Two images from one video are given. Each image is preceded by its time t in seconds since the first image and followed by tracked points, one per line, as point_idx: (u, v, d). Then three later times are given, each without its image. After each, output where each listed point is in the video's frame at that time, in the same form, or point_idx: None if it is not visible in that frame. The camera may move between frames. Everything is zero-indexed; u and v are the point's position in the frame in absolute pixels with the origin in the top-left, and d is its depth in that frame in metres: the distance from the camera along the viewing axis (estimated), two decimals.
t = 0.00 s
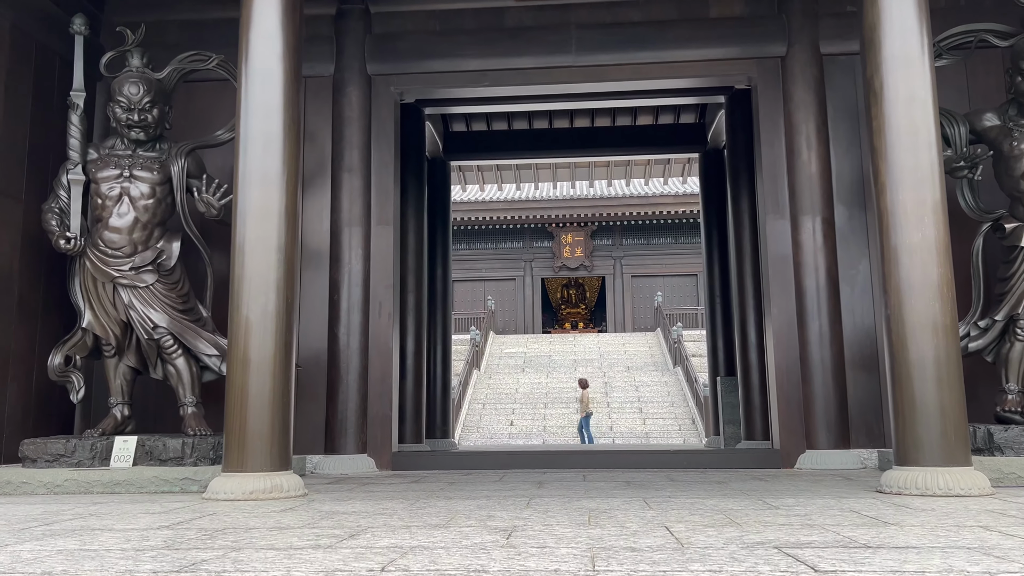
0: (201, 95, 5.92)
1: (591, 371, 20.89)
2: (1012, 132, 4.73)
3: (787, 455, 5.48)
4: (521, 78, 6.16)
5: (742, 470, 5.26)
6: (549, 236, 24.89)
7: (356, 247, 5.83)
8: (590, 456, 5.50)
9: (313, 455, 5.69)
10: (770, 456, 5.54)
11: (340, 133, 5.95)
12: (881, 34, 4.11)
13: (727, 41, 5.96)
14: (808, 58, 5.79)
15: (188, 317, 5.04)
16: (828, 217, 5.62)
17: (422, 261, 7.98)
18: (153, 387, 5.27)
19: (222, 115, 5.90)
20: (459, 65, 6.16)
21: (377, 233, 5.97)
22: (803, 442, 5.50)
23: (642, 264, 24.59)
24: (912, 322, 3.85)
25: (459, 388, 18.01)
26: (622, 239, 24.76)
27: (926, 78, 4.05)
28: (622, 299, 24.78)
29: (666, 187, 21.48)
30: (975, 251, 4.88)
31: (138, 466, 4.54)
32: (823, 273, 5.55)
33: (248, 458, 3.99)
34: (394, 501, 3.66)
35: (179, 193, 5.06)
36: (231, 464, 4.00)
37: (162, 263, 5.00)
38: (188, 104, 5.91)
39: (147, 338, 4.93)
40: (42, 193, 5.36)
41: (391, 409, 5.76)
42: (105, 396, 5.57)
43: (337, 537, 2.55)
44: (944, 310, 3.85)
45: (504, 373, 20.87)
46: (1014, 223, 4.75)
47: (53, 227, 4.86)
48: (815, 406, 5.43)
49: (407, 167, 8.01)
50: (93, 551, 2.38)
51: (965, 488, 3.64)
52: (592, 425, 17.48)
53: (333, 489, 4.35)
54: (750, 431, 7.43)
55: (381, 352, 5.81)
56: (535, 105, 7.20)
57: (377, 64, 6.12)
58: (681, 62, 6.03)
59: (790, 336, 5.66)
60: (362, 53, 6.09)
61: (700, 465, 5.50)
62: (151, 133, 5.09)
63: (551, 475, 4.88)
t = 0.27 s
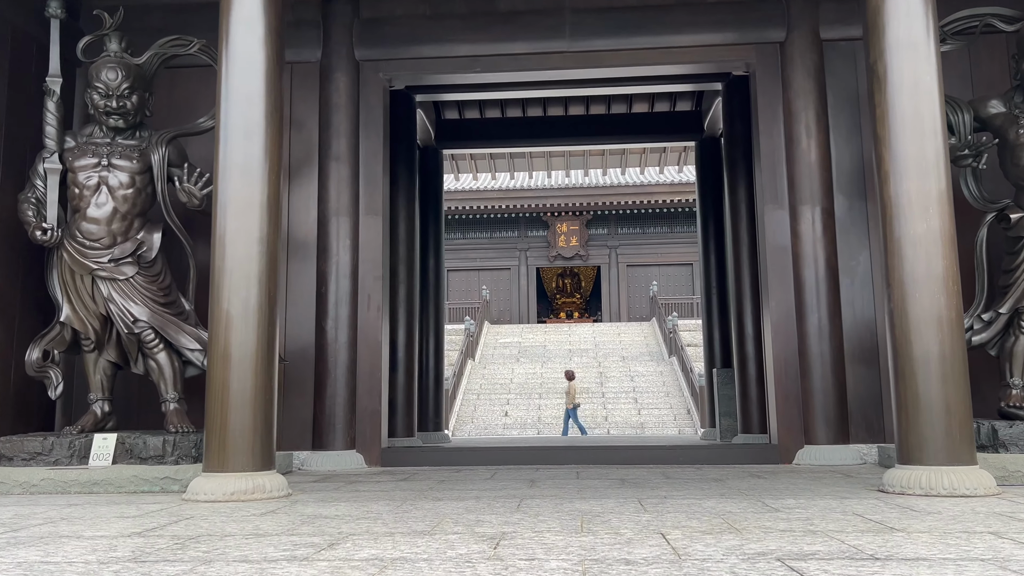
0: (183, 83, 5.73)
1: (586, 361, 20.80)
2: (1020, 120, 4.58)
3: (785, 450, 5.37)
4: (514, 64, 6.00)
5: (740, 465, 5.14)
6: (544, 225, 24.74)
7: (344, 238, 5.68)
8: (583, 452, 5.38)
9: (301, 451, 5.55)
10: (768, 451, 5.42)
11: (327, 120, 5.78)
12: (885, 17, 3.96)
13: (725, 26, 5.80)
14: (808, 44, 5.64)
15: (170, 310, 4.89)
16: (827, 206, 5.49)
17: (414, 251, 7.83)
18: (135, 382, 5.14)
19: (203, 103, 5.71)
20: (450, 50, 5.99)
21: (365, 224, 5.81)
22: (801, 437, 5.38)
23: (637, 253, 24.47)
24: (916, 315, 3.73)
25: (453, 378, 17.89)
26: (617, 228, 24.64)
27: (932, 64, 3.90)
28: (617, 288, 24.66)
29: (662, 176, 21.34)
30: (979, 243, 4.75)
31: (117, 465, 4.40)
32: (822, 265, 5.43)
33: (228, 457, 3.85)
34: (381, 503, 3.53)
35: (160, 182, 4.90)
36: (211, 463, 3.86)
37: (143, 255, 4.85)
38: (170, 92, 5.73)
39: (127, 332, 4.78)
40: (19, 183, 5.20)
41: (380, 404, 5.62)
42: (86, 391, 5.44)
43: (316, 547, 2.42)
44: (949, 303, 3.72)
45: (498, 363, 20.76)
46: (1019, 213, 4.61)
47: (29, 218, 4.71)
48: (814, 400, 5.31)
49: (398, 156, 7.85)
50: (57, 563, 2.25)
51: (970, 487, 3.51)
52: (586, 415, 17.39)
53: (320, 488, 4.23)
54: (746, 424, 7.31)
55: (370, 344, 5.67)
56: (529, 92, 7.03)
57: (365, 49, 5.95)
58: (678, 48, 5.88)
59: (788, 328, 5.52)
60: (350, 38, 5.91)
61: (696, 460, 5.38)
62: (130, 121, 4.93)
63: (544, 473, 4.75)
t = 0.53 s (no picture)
0: (166, 75, 5.58)
1: (581, 351, 20.69)
2: None
3: (784, 451, 5.25)
4: (508, 54, 5.83)
5: (739, 467, 5.02)
6: (538, 215, 24.59)
7: (332, 233, 5.53)
8: (577, 453, 5.26)
9: (289, 453, 5.42)
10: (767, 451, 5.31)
11: (315, 112, 5.62)
12: (891, 7, 3.82)
13: (724, 15, 5.64)
14: (808, 33, 5.50)
15: (152, 310, 4.74)
16: (828, 201, 5.35)
17: (406, 245, 7.69)
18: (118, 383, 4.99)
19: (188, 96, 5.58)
20: (441, 40, 5.82)
21: (354, 219, 5.66)
22: (800, 437, 5.27)
23: (632, 243, 24.34)
24: (923, 317, 3.61)
25: (447, 370, 17.76)
26: (612, 218, 24.50)
27: (939, 56, 3.76)
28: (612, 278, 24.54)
29: (657, 165, 21.20)
30: (985, 239, 4.63)
31: (97, 470, 4.26)
32: (823, 261, 5.30)
33: (211, 464, 3.71)
34: (369, 513, 3.40)
35: (141, 177, 4.74)
36: (193, 471, 3.73)
37: (123, 252, 4.69)
38: (153, 84, 5.58)
39: (108, 333, 4.62)
40: None
41: (370, 404, 5.49)
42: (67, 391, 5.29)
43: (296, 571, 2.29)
44: (956, 304, 3.60)
45: (493, 354, 20.64)
46: None
47: (4, 214, 4.55)
48: (814, 400, 5.20)
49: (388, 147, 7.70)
50: None
51: (977, 495, 3.41)
52: (581, 406, 17.29)
53: (307, 494, 4.10)
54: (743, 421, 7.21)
55: (359, 343, 5.53)
56: (522, 82, 6.87)
57: (353, 39, 5.78)
58: (675, 37, 5.72)
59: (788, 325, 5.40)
60: (338, 27, 5.74)
61: (694, 461, 5.26)
62: (109, 113, 4.76)
63: (538, 476, 4.63)
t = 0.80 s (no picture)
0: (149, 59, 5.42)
1: (575, 341, 20.61)
2: None
3: (784, 446, 5.14)
4: (501, 37, 5.67)
5: (737, 462, 4.91)
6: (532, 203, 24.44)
7: (320, 223, 5.38)
8: (572, 449, 5.14)
9: (278, 448, 5.29)
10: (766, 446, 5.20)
11: (303, 98, 5.47)
12: None
13: None
14: (809, 18, 5.35)
15: (134, 303, 4.59)
16: (829, 190, 5.22)
17: (398, 235, 7.55)
18: (100, 377, 4.85)
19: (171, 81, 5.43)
20: (433, 24, 5.66)
21: (344, 209, 5.51)
22: (800, 431, 5.16)
23: (626, 232, 24.23)
24: (931, 311, 3.49)
25: (440, 359, 17.65)
26: (606, 207, 24.38)
27: (949, 40, 3.62)
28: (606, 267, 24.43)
29: (652, 154, 21.06)
30: (991, 230, 4.51)
31: (77, 468, 4.12)
32: (824, 251, 5.18)
33: (193, 464, 3.58)
34: (356, 515, 3.28)
35: (123, 165, 4.57)
36: (175, 471, 3.59)
37: (103, 243, 4.54)
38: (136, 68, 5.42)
39: (88, 326, 4.48)
40: None
41: (360, 399, 5.36)
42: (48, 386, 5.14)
43: None
44: (965, 298, 3.48)
45: (487, 344, 20.53)
46: None
47: None
48: (814, 393, 5.08)
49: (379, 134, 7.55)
50: None
51: (986, 495, 3.31)
52: (576, 396, 17.22)
53: (294, 494, 3.97)
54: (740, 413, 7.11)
55: (349, 336, 5.39)
56: (515, 68, 6.71)
57: (342, 23, 5.61)
58: (673, 21, 5.56)
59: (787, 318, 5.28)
60: (326, 11, 5.57)
61: (691, 456, 5.14)
62: (88, 99, 4.59)
63: (532, 473, 4.51)
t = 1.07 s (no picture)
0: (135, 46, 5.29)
1: (571, 333, 20.49)
2: None
3: (787, 447, 5.02)
4: (497, 26, 5.50)
5: (739, 465, 4.78)
6: (527, 194, 24.28)
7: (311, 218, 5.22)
8: (569, 450, 5.01)
9: (267, 450, 5.15)
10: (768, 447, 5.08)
11: (293, 89, 5.30)
12: None
13: None
14: (814, 7, 5.20)
15: (117, 301, 4.43)
16: (834, 185, 5.08)
17: (391, 229, 7.39)
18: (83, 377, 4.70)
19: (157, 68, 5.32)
20: (426, 12, 5.49)
21: (334, 203, 5.35)
22: (803, 432, 5.04)
23: (622, 223, 24.10)
24: (944, 312, 3.35)
25: (435, 351, 17.52)
26: (602, 198, 24.24)
27: (964, 30, 3.48)
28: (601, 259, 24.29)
29: (647, 144, 20.92)
30: (1002, 226, 4.38)
31: (57, 473, 3.97)
32: (828, 248, 5.04)
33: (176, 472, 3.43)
34: (346, 527, 3.14)
35: (104, 158, 4.40)
36: (157, 479, 3.44)
37: (84, 239, 4.38)
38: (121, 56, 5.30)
39: (69, 325, 4.31)
40: None
41: (352, 398, 5.22)
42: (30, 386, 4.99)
43: None
44: (979, 300, 3.34)
45: (481, 336, 20.39)
46: None
47: None
48: (818, 394, 4.95)
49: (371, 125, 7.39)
50: None
51: (1001, 504, 3.19)
52: (571, 389, 17.13)
53: (282, 500, 3.84)
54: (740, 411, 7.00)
55: (340, 334, 5.24)
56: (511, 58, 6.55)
57: (333, 11, 5.43)
58: (674, 10, 5.40)
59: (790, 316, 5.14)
60: None
61: (692, 458, 5.02)
62: (68, 89, 4.42)
63: (528, 477, 4.38)
